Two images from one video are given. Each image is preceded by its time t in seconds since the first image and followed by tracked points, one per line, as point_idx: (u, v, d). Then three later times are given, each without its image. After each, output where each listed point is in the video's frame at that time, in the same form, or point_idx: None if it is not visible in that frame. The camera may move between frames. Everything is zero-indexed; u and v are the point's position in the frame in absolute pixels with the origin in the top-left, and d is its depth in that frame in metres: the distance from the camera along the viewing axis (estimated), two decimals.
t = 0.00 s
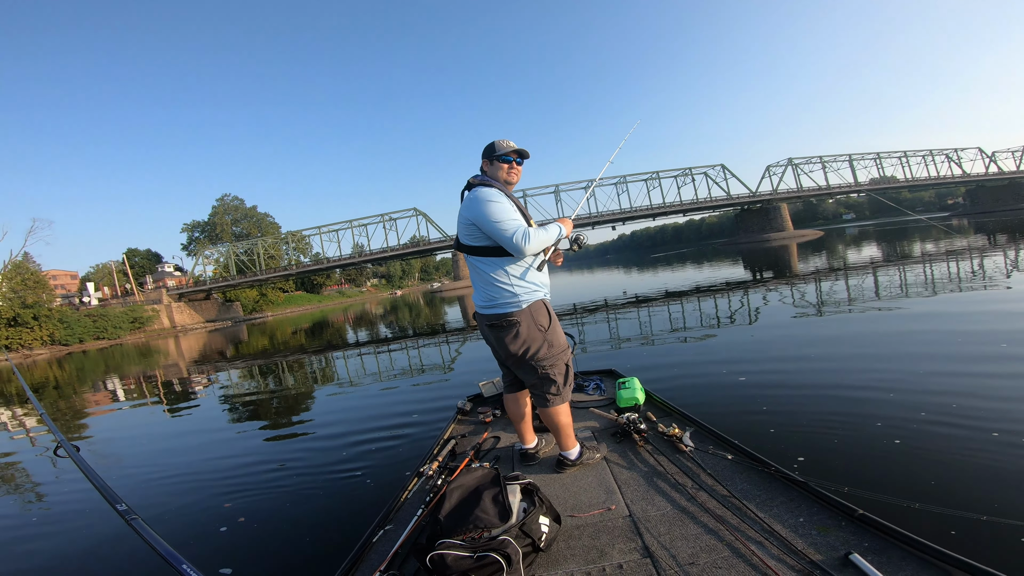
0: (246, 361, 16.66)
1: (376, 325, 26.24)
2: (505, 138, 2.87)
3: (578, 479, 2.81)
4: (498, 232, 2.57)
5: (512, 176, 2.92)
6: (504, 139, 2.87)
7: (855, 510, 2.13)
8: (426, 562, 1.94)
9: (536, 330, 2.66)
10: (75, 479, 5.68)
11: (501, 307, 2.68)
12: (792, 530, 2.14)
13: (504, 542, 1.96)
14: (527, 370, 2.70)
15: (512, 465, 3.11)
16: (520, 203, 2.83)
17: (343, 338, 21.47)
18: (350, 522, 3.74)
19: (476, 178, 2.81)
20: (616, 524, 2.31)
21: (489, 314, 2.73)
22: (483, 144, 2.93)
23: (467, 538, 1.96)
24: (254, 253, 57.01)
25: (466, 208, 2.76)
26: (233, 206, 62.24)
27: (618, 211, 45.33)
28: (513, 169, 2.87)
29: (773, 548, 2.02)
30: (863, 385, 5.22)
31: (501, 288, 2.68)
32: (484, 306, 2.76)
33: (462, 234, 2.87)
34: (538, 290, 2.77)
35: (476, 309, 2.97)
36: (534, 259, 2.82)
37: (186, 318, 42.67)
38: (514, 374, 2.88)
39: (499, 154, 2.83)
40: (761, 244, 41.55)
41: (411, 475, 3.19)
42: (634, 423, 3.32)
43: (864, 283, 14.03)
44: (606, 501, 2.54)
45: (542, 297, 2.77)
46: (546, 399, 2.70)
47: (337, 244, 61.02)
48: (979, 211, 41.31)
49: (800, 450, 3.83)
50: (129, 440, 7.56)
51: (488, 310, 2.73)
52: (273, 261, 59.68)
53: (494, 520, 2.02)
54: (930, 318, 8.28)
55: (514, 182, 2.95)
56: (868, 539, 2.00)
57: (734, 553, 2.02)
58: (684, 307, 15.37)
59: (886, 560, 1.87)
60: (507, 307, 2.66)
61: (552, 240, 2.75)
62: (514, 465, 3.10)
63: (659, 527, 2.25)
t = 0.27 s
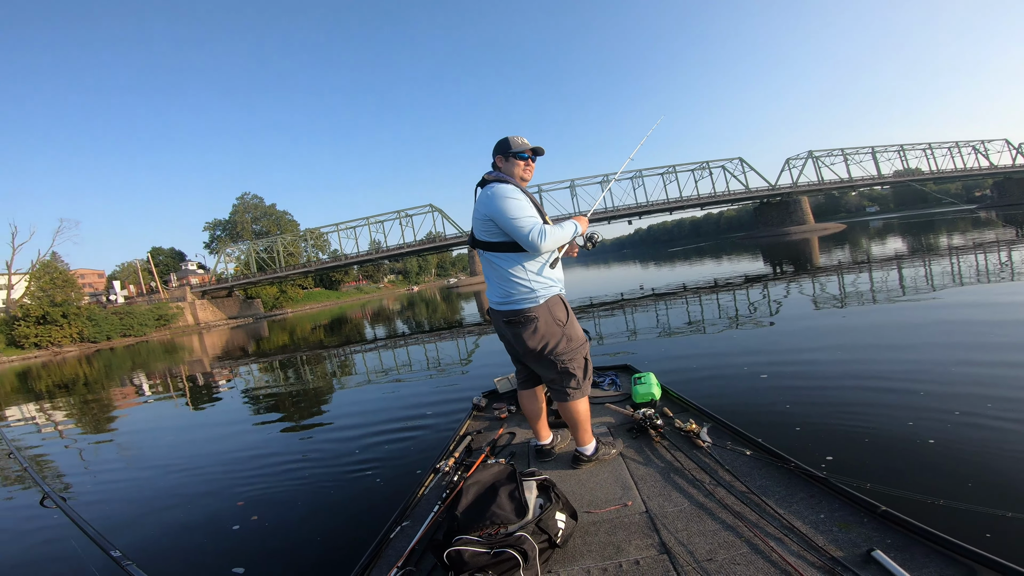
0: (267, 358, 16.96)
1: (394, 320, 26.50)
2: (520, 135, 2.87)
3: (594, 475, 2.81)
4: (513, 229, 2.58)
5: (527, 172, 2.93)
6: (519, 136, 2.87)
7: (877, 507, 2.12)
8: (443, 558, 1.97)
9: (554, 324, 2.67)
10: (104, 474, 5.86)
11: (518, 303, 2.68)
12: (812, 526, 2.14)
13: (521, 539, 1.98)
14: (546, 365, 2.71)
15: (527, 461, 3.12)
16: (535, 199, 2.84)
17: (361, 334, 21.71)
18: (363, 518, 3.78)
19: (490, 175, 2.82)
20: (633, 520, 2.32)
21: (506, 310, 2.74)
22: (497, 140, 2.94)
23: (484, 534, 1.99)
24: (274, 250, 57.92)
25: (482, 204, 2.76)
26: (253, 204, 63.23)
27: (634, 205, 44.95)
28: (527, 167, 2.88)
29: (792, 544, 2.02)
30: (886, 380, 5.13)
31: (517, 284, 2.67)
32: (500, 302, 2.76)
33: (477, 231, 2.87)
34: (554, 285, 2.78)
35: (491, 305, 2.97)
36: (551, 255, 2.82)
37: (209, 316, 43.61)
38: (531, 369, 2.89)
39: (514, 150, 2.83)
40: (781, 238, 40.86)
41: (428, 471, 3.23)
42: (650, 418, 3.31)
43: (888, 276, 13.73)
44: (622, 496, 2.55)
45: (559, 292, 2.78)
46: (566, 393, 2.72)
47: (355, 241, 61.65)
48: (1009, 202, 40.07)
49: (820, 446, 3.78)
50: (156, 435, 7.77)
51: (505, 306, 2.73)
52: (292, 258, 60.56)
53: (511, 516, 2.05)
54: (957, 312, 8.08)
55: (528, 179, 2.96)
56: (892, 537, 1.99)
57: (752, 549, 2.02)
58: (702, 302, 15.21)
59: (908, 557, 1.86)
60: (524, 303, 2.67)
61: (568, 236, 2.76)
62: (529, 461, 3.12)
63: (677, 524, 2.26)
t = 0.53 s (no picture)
0: (293, 354, 17.28)
1: (416, 317, 26.74)
2: (542, 133, 2.88)
3: (613, 473, 2.77)
4: (540, 224, 2.57)
5: (549, 169, 2.93)
6: (541, 134, 2.89)
7: (907, 505, 2.05)
8: (463, 555, 1.96)
9: (582, 319, 2.68)
10: (135, 469, 6.03)
11: (543, 299, 2.67)
12: (837, 525, 2.07)
13: (540, 536, 1.96)
14: (573, 359, 2.71)
15: (546, 457, 3.10)
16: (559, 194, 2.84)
17: (384, 330, 21.94)
18: (379, 517, 3.79)
19: (513, 170, 2.81)
20: (652, 518, 2.29)
21: (532, 307, 2.71)
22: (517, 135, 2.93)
23: (503, 531, 1.98)
24: (299, 248, 59.00)
25: (507, 199, 2.75)
26: (279, 203, 64.57)
27: (657, 201, 44.36)
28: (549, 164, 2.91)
29: (817, 543, 1.97)
30: (922, 377, 4.93)
31: (543, 280, 2.66)
32: (524, 298, 2.74)
33: (501, 227, 2.83)
34: (580, 280, 2.78)
35: (512, 302, 2.95)
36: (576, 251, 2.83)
37: (238, 313, 44.70)
38: (555, 365, 2.87)
39: (537, 145, 2.84)
40: (808, 233, 39.85)
41: (448, 468, 3.23)
42: (669, 415, 3.26)
43: (924, 272, 13.23)
44: (642, 494, 2.51)
45: (584, 287, 2.79)
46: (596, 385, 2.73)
47: (378, 239, 62.32)
48: None
49: (848, 445, 3.66)
50: (186, 430, 7.98)
51: (530, 302, 2.71)
52: (317, 255, 61.56)
53: (530, 514, 2.03)
54: (999, 307, 7.71)
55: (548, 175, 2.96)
56: (921, 535, 1.92)
57: (776, 547, 1.98)
58: (728, 298, 14.89)
59: (936, 556, 1.80)
60: (550, 298, 2.66)
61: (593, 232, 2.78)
62: (548, 457, 3.09)
63: (697, 522, 2.22)
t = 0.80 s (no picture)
0: (321, 350, 17.64)
1: (440, 313, 26.95)
2: (574, 126, 2.92)
3: (636, 469, 2.78)
4: (581, 216, 2.59)
5: (579, 161, 2.98)
6: (573, 127, 2.92)
7: (941, 503, 2.01)
8: (489, 551, 1.99)
9: (616, 314, 2.74)
10: (171, 463, 6.27)
11: (581, 290, 2.69)
12: (869, 523, 2.04)
13: (566, 532, 1.98)
14: (601, 354, 2.74)
15: (569, 453, 3.12)
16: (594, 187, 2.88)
17: (409, 326, 22.20)
18: (402, 514, 3.87)
19: (550, 161, 2.82)
20: (677, 515, 2.29)
21: (568, 299, 2.72)
22: (548, 127, 2.96)
23: (528, 526, 2.00)
24: (326, 246, 60.03)
25: (545, 190, 2.75)
26: (306, 202, 65.82)
27: (682, 195, 43.69)
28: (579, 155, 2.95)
29: (848, 541, 1.95)
30: (961, 376, 4.76)
31: (582, 271, 2.70)
32: (559, 289, 2.76)
33: (537, 217, 2.83)
34: (614, 274, 2.83)
35: (542, 293, 2.95)
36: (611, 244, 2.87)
37: (267, 309, 45.81)
38: (583, 359, 2.90)
39: (569, 138, 2.88)
40: (840, 227, 38.70)
41: (470, 463, 3.27)
42: (694, 412, 3.24)
43: (963, 266, 12.71)
44: (667, 491, 2.51)
45: (618, 282, 2.85)
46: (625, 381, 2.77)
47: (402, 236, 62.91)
48: None
49: (879, 445, 3.58)
50: (219, 425, 8.25)
51: (566, 293, 2.73)
52: (343, 252, 62.54)
53: (555, 509, 2.05)
54: None
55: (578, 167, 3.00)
56: (956, 534, 1.88)
57: (805, 545, 1.96)
58: (756, 294, 14.58)
59: (974, 555, 1.76)
60: (588, 290, 2.69)
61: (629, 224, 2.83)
62: (571, 453, 3.11)
63: (724, 519, 2.21)
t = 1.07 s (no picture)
0: (348, 346, 18.02)
1: (464, 310, 27.17)
2: (610, 120, 2.97)
3: (662, 467, 2.81)
4: (623, 211, 2.62)
5: (613, 154, 3.03)
6: (609, 121, 2.96)
7: (977, 505, 2.00)
8: (518, 545, 2.06)
9: (651, 310, 2.79)
10: (206, 456, 6.54)
11: (619, 284, 2.74)
12: (902, 524, 2.04)
13: (595, 528, 2.03)
14: (632, 350, 2.78)
15: (593, 449, 3.17)
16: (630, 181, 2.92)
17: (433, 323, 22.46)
18: (424, 513, 3.95)
19: (589, 155, 2.85)
20: (705, 513, 2.32)
21: (605, 293, 2.77)
22: (583, 120, 3.00)
23: (557, 522, 2.06)
24: (352, 244, 61.05)
25: (585, 184, 2.78)
26: (332, 200, 67.02)
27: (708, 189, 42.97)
28: (613, 148, 2.99)
29: (882, 541, 1.95)
30: (1001, 377, 4.63)
31: (621, 265, 2.74)
32: (596, 283, 2.79)
33: (575, 211, 2.85)
34: (650, 270, 2.88)
35: (576, 287, 2.99)
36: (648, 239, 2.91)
37: (296, 306, 46.93)
38: (613, 355, 2.95)
39: (605, 130, 2.94)
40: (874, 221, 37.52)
41: (494, 458, 3.35)
42: (721, 411, 3.25)
43: (1005, 261, 12.22)
44: (694, 489, 2.54)
45: (653, 278, 2.91)
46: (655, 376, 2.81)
47: (426, 233, 63.55)
48: None
49: (914, 447, 3.51)
50: (253, 419, 8.55)
51: (602, 287, 2.77)
52: (369, 250, 63.52)
53: (584, 506, 2.10)
54: None
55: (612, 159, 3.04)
56: (992, 535, 1.88)
57: (838, 544, 1.98)
58: (785, 290, 14.31)
59: (1011, 556, 1.76)
60: (625, 285, 2.74)
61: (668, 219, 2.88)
62: (595, 449, 3.16)
63: (753, 517, 2.23)
